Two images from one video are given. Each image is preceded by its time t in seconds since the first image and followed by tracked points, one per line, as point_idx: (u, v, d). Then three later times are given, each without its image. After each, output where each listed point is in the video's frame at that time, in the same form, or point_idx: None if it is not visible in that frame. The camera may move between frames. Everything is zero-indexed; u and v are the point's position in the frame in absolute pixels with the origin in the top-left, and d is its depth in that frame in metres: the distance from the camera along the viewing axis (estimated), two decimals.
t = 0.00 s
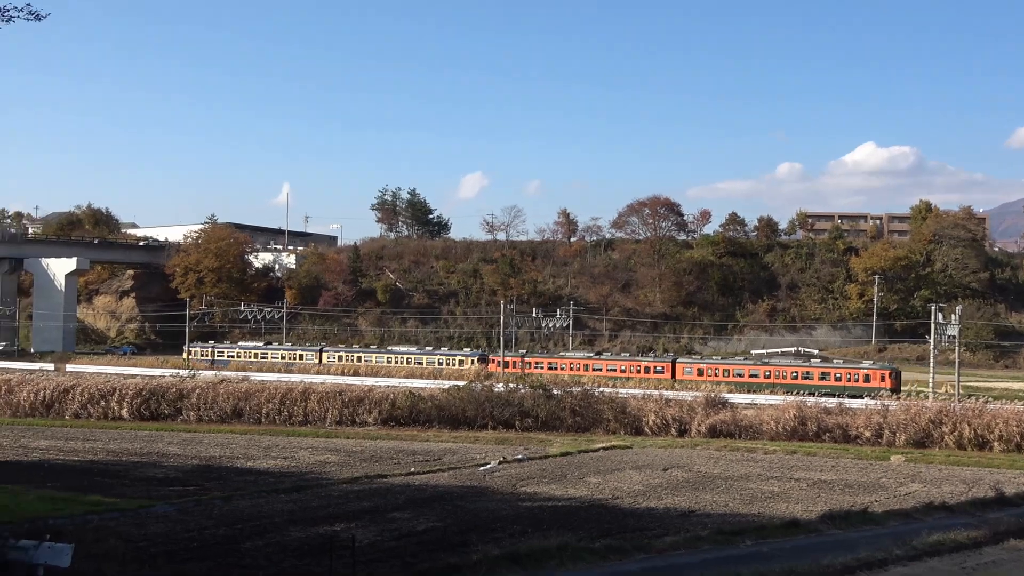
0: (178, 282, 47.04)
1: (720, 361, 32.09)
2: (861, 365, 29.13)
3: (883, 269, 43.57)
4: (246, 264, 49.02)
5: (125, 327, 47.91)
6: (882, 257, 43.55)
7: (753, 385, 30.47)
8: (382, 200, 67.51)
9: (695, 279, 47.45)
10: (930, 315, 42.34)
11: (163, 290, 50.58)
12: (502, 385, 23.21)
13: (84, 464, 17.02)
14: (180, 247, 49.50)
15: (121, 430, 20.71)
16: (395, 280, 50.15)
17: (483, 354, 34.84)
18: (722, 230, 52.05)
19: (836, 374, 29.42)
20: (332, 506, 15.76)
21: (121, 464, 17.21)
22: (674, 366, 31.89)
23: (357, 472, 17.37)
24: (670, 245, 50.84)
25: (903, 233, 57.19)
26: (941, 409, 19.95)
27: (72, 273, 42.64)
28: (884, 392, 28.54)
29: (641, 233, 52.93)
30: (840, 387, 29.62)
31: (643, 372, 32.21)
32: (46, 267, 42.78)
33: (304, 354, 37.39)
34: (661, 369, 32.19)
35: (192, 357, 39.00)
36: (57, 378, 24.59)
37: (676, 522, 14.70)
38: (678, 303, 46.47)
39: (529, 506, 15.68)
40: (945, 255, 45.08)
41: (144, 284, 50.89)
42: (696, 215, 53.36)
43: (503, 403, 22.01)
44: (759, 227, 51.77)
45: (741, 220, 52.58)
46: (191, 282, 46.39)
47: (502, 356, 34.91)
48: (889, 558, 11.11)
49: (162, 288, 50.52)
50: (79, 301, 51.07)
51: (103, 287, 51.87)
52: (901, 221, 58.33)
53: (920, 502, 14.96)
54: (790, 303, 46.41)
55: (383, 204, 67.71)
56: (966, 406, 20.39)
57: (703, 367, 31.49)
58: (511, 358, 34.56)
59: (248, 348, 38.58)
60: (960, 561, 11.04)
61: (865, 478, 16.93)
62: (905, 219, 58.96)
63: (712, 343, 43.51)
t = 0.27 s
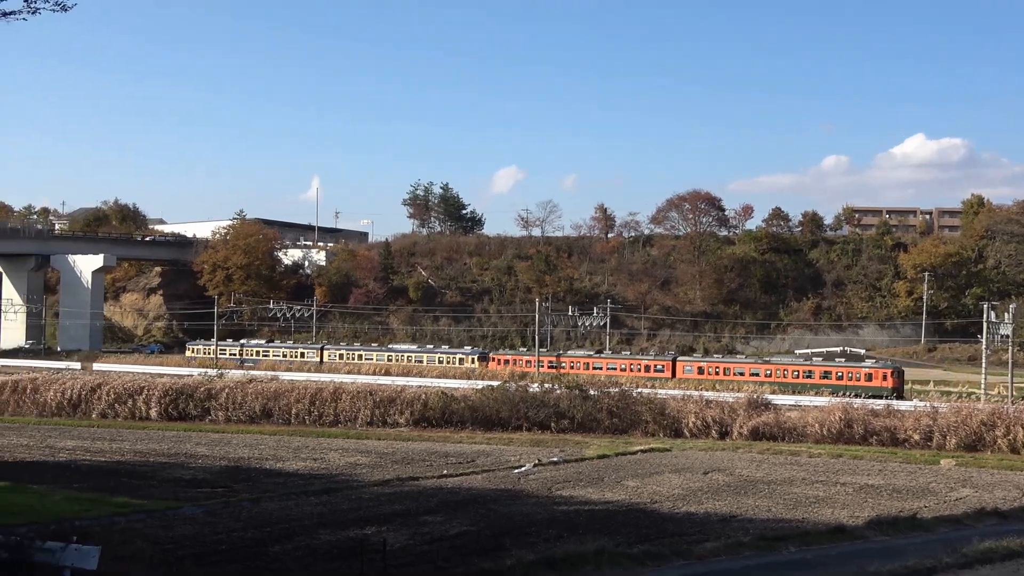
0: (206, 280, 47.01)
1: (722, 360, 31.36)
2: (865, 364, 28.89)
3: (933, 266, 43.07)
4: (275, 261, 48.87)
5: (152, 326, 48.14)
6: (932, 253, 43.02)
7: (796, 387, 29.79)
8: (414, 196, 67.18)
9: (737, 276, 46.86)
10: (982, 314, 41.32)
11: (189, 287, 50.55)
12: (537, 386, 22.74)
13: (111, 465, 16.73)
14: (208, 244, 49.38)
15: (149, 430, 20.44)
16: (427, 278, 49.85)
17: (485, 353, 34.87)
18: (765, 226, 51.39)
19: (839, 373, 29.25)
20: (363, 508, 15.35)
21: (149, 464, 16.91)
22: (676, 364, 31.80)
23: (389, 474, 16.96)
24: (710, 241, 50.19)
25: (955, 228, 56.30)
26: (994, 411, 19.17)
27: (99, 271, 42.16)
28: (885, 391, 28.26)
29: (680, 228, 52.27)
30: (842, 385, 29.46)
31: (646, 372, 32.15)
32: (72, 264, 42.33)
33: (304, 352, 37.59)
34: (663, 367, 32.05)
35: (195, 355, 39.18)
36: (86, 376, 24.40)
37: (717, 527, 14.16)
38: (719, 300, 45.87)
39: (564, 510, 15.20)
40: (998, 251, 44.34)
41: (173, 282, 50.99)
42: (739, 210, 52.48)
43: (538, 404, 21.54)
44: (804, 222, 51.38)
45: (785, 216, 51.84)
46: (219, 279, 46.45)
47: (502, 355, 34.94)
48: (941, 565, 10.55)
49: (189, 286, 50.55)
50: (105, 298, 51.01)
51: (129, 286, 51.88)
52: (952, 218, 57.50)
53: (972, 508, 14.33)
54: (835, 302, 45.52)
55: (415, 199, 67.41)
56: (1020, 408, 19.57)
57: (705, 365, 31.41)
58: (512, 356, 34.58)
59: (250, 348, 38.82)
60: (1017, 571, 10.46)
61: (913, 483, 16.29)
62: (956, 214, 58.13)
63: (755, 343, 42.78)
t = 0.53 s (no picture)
0: (229, 277, 46.72)
1: (718, 359, 31.55)
2: (863, 364, 28.79)
3: (981, 264, 41.71)
4: (300, 259, 48.66)
5: (175, 325, 48.62)
6: (979, 251, 41.70)
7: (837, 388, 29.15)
8: (442, 191, 66.58)
9: (777, 274, 46.27)
10: None
11: (214, 284, 50.31)
12: (569, 387, 22.21)
13: (132, 467, 16.39)
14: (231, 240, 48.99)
15: (172, 432, 20.13)
16: (455, 276, 49.43)
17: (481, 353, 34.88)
18: (806, 222, 50.57)
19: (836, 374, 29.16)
20: (390, 513, 14.90)
21: (171, 467, 16.56)
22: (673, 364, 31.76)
23: (417, 478, 16.52)
24: (748, 237, 49.58)
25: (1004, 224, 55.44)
26: None
27: (121, 268, 42.18)
28: (882, 392, 28.16)
29: (718, 225, 51.53)
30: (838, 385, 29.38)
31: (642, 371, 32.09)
32: (94, 262, 42.39)
33: (305, 351, 37.59)
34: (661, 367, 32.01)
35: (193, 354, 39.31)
36: (109, 376, 24.15)
37: (756, 535, 13.62)
38: (758, 300, 45.22)
39: (598, 515, 14.69)
40: None
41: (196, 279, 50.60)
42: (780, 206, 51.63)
43: (570, 406, 21.02)
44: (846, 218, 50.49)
45: (826, 212, 51.00)
46: (244, 277, 46.16)
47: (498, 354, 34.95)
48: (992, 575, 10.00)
49: (213, 283, 50.32)
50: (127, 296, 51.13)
51: (150, 283, 51.93)
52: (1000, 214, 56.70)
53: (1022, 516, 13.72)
54: (879, 301, 44.79)
55: (442, 195, 66.91)
56: None
57: (701, 364, 31.35)
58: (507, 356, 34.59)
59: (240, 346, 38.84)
60: None
61: (960, 490, 15.66)
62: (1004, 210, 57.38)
63: (794, 343, 42.25)
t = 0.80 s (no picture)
0: (256, 277, 46.39)
1: (711, 359, 32.38)
2: (865, 366, 28.84)
3: None
4: (329, 258, 48.36)
5: (200, 326, 48.28)
6: None
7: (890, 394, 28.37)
8: (474, 189, 66.08)
9: (822, 274, 45.52)
10: None
11: (239, 284, 50.13)
12: (606, 391, 21.61)
13: (157, 472, 15.97)
14: (257, 240, 48.87)
15: (197, 436, 19.76)
16: (489, 276, 48.89)
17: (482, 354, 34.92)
18: (853, 220, 49.78)
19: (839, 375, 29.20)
20: (420, 521, 14.37)
21: (196, 473, 16.12)
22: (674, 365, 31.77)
23: (448, 485, 15.99)
24: (793, 236, 48.80)
25: None
26: None
27: (144, 268, 42.31)
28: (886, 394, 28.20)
29: (760, 223, 50.73)
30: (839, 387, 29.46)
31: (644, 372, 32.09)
32: (117, 261, 42.44)
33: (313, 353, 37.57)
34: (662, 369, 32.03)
35: (195, 355, 39.54)
36: (134, 379, 23.84)
37: (801, 546, 13.00)
38: (803, 301, 44.39)
39: (636, 525, 14.09)
40: None
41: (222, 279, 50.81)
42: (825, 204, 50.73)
43: (607, 411, 20.43)
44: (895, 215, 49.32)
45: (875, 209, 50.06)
46: (270, 277, 45.90)
47: (498, 355, 34.99)
48: None
49: (239, 284, 50.11)
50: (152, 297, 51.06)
51: (175, 283, 51.83)
52: None
53: None
54: (930, 302, 43.88)
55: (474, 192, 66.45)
56: None
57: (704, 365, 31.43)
58: (508, 358, 34.63)
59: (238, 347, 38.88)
60: None
61: (1015, 499, 14.95)
62: None
63: (841, 346, 41.57)
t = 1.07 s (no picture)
0: (283, 276, 46.12)
1: (714, 360, 32.77)
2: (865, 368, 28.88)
3: None
4: (356, 256, 48.01)
5: (225, 327, 48.03)
6: None
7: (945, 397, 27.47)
8: (507, 185, 65.69)
9: (869, 274, 44.93)
10: None
11: (265, 285, 49.79)
12: (643, 395, 21.07)
13: (180, 478, 15.56)
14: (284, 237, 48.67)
15: (222, 440, 19.40)
16: (522, 276, 48.46)
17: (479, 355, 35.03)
18: (902, 218, 49.09)
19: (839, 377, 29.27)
20: (451, 529, 13.88)
21: (220, 478, 15.70)
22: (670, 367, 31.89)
23: (480, 492, 15.51)
24: (838, 235, 48.13)
25: None
26: None
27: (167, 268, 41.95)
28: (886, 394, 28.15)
29: (805, 220, 50.14)
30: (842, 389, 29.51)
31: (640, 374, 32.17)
32: (140, 260, 42.04)
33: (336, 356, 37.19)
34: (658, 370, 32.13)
35: (195, 356, 39.49)
36: (158, 381, 23.52)
37: (848, 556, 12.42)
38: (850, 302, 43.99)
39: (675, 534, 13.54)
40: None
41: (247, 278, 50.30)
42: (872, 201, 50.00)
43: (645, 416, 19.94)
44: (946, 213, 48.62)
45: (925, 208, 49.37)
46: (297, 277, 45.62)
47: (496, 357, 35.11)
48: None
49: (264, 284, 49.80)
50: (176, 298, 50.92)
51: (199, 283, 51.53)
52: None
53: None
54: (983, 302, 42.85)
55: (508, 188, 66.03)
56: None
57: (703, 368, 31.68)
58: (506, 359, 34.76)
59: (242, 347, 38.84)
60: None
61: None
62: None
63: (890, 349, 41.00)
